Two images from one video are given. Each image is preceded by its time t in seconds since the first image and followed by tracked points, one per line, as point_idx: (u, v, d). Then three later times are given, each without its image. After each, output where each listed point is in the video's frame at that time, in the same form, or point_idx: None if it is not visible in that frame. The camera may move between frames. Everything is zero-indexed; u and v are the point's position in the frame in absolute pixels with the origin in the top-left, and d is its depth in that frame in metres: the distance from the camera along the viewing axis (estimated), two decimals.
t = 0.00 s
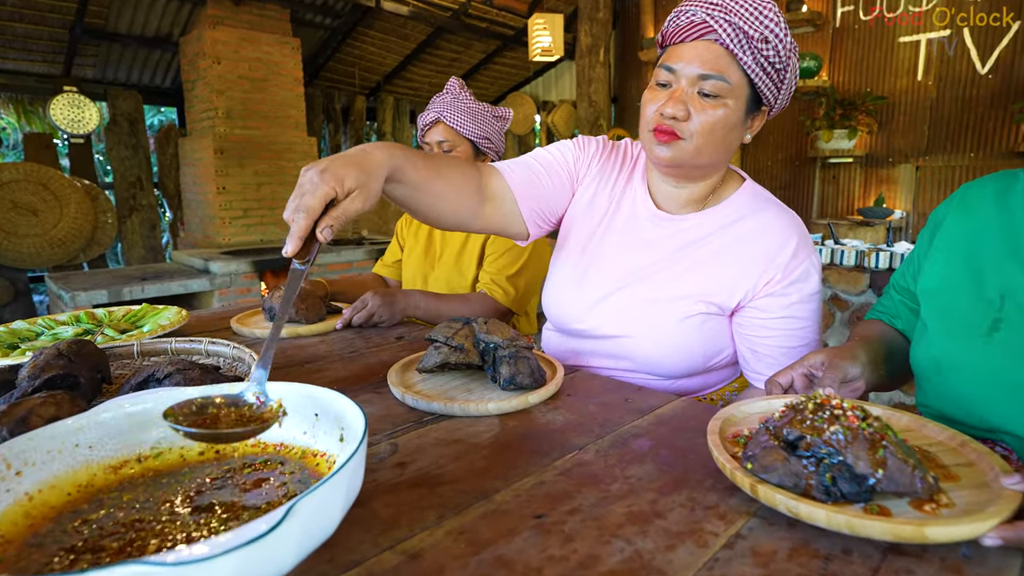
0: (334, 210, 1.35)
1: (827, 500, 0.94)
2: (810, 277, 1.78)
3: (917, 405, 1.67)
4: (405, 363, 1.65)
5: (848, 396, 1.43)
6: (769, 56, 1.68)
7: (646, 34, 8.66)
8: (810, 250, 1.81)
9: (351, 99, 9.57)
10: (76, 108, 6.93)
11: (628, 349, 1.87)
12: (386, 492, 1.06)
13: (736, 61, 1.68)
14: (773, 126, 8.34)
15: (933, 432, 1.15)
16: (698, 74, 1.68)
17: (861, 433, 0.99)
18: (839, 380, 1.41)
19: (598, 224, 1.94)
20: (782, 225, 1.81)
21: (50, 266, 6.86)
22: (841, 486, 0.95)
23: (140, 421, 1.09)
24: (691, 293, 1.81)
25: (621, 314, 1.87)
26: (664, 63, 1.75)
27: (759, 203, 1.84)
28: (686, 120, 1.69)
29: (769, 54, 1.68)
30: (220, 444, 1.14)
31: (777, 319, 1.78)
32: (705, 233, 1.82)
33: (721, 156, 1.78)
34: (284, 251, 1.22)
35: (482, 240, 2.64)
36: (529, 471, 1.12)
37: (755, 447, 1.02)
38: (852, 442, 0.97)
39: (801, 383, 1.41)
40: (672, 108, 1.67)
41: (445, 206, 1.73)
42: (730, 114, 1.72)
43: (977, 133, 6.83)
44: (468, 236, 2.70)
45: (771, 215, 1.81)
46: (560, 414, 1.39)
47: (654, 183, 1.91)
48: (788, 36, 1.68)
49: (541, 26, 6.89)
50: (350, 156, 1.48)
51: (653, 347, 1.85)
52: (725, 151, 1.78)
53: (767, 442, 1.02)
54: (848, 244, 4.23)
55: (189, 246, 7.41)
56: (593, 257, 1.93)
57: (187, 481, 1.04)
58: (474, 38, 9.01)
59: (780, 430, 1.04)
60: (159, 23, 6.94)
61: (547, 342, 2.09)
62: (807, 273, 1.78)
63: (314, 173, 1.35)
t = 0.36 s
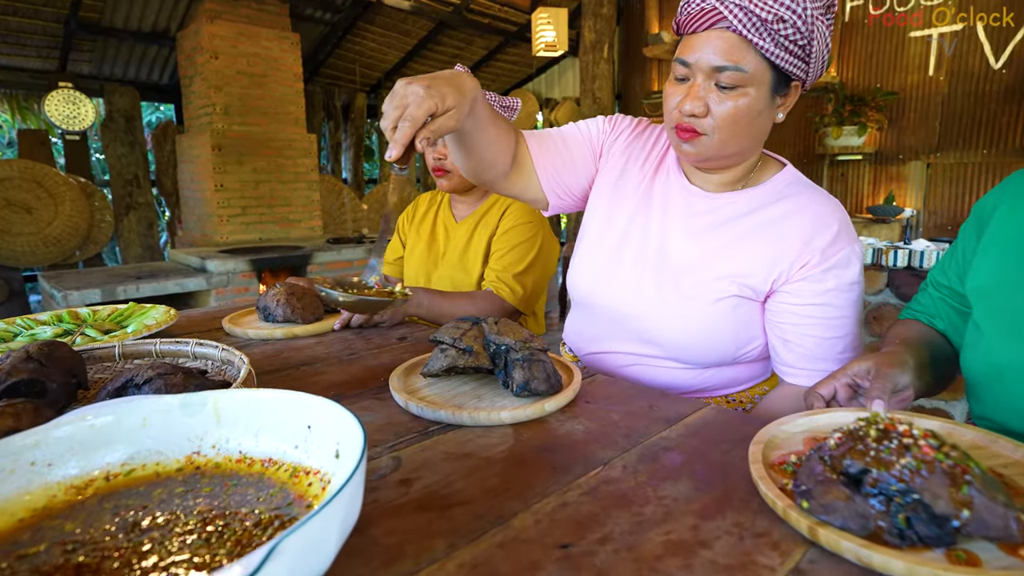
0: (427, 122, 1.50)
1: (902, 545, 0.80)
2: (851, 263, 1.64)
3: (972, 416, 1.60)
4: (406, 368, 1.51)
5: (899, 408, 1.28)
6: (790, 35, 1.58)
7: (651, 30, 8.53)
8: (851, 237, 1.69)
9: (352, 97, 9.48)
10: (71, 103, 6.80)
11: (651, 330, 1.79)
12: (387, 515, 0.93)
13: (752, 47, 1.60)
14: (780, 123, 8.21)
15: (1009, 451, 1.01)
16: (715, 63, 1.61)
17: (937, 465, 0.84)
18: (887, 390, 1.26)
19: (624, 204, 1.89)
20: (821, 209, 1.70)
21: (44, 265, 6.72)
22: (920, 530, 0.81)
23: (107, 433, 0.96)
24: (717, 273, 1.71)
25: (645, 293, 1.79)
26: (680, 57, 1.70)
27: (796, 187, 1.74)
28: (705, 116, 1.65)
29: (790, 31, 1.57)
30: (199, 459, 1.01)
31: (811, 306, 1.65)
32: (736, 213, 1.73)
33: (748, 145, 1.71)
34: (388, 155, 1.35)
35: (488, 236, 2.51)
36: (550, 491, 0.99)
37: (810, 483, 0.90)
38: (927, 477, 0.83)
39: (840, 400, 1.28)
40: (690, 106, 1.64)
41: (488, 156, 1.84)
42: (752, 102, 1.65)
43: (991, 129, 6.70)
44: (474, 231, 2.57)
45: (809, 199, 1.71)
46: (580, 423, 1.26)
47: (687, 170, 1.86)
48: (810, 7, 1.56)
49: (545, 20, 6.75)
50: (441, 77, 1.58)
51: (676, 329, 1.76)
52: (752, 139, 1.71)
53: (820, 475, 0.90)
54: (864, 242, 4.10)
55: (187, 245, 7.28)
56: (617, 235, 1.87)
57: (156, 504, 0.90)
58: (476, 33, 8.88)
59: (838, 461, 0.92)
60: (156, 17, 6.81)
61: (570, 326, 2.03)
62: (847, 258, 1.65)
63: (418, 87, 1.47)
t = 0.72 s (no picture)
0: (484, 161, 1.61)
1: None
2: (887, 248, 1.51)
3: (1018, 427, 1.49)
4: (409, 375, 1.40)
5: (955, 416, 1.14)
6: (815, 14, 1.47)
7: (656, 26, 8.41)
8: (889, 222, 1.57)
9: (353, 95, 9.40)
10: (68, 100, 6.68)
11: (674, 314, 1.73)
12: (390, 547, 0.81)
13: (778, 29, 1.49)
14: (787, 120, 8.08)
15: None
16: (740, 47, 1.51)
17: None
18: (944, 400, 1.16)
19: (651, 191, 1.85)
20: (858, 194, 1.60)
21: (40, 264, 6.61)
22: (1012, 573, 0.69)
23: (72, 452, 0.85)
24: (742, 254, 1.64)
25: (668, 276, 1.74)
26: (705, 46, 1.61)
27: (833, 173, 1.65)
28: (732, 102, 1.55)
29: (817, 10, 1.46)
30: (177, 480, 0.89)
31: (842, 291, 1.52)
32: (764, 195, 1.66)
33: (779, 130, 1.60)
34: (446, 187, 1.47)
35: (494, 232, 2.40)
36: (574, 518, 0.87)
37: (875, 516, 0.80)
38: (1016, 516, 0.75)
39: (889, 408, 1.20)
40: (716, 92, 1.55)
41: (529, 183, 1.92)
42: (783, 84, 1.53)
43: (1003, 125, 6.58)
44: (479, 228, 2.45)
45: (845, 183, 1.62)
46: (602, 436, 1.14)
47: (716, 159, 1.79)
48: None
49: (549, 15, 6.60)
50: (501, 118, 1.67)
51: (699, 312, 1.69)
52: (783, 124, 1.60)
53: (885, 508, 0.80)
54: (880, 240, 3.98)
55: (185, 244, 7.16)
56: (642, 220, 1.82)
57: (120, 539, 0.79)
58: (479, 30, 8.76)
59: (907, 493, 0.82)
60: (154, 12, 6.70)
61: (597, 316, 1.98)
62: (882, 241, 1.52)
63: (483, 130, 1.57)
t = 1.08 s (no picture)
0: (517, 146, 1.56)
1: None
2: (910, 246, 1.41)
3: None
4: (406, 386, 1.30)
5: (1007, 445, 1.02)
6: (830, 2, 1.38)
7: (660, 24, 8.31)
8: (911, 220, 1.46)
9: (352, 93, 9.32)
10: (63, 99, 6.59)
11: (686, 312, 1.63)
12: None
13: (792, 18, 1.40)
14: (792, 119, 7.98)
15: None
16: (755, 39, 1.42)
17: None
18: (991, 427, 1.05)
19: (662, 186, 1.76)
20: (882, 190, 1.49)
21: (35, 265, 6.52)
22: None
23: (20, 483, 0.75)
24: (757, 250, 1.54)
25: (680, 273, 1.64)
26: (717, 40, 1.51)
27: (853, 168, 1.55)
28: (748, 95, 1.45)
29: None
30: (141, 513, 0.80)
31: (862, 289, 1.41)
32: (780, 190, 1.57)
33: (795, 123, 1.50)
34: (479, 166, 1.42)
35: (494, 234, 2.30)
36: (586, 556, 0.77)
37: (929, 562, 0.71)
38: None
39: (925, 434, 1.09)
40: (729, 86, 1.45)
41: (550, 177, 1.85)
42: (800, 74, 1.43)
43: (1013, 124, 6.47)
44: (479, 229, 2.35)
45: (867, 178, 1.52)
46: (615, 457, 1.04)
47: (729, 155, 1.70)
48: None
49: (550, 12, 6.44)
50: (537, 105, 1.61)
51: (711, 310, 1.59)
52: (800, 116, 1.49)
53: (939, 551, 0.72)
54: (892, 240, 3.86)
55: (182, 245, 7.06)
56: (652, 216, 1.73)
57: None
58: (480, 28, 8.66)
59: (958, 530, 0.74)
60: (150, 10, 6.60)
61: (606, 318, 1.88)
62: (904, 237, 1.42)
63: (523, 115, 1.52)
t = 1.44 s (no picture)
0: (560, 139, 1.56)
1: None
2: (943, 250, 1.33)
3: None
4: (399, 397, 1.22)
5: None
6: None
7: (662, 22, 8.22)
8: (944, 222, 1.38)
9: (352, 92, 9.24)
10: (59, 98, 6.51)
11: (706, 315, 1.55)
12: None
13: (816, 6, 1.32)
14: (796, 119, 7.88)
15: None
16: (777, 30, 1.34)
17: None
18: None
19: (681, 185, 1.68)
20: (914, 190, 1.41)
21: (31, 265, 6.44)
22: None
23: None
24: (781, 252, 1.46)
25: (701, 274, 1.56)
26: (736, 32, 1.43)
27: (883, 167, 1.47)
28: (773, 89, 1.36)
29: None
30: (99, 548, 0.72)
31: (892, 295, 1.33)
32: (805, 189, 1.49)
33: (820, 117, 1.42)
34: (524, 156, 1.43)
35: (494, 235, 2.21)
36: None
37: None
38: None
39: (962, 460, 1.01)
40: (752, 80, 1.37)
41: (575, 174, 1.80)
42: (827, 65, 1.34)
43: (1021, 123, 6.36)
44: (479, 230, 2.27)
45: (898, 178, 1.44)
46: (625, 478, 0.96)
47: (751, 154, 1.62)
48: None
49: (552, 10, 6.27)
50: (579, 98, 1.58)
51: (733, 314, 1.51)
52: (825, 111, 1.41)
53: None
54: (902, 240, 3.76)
55: (179, 245, 6.98)
56: (670, 215, 1.66)
57: None
58: (480, 25, 8.57)
59: None
60: (147, 8, 6.52)
61: (619, 319, 1.80)
62: (937, 240, 1.34)
63: (568, 106, 1.51)
